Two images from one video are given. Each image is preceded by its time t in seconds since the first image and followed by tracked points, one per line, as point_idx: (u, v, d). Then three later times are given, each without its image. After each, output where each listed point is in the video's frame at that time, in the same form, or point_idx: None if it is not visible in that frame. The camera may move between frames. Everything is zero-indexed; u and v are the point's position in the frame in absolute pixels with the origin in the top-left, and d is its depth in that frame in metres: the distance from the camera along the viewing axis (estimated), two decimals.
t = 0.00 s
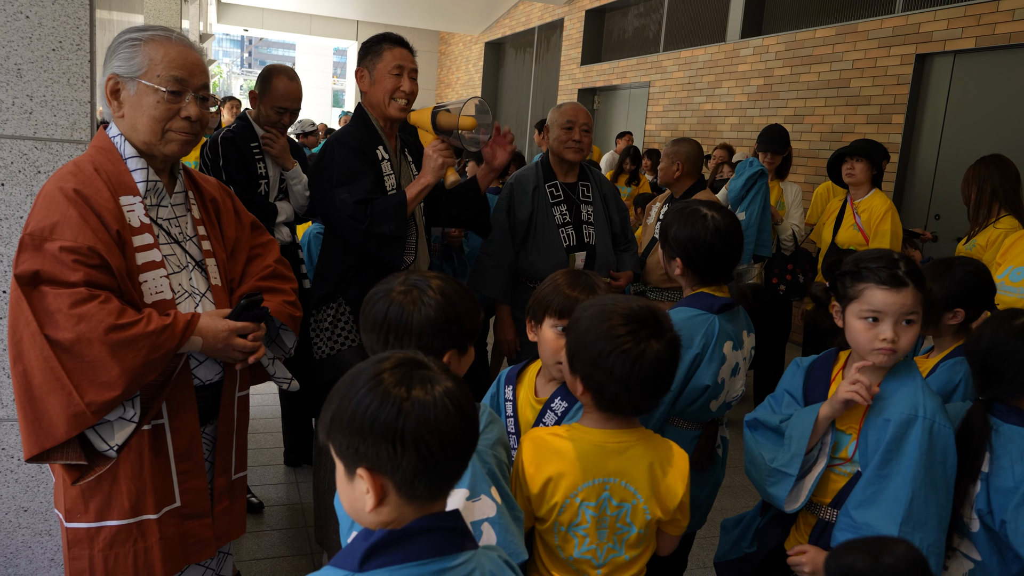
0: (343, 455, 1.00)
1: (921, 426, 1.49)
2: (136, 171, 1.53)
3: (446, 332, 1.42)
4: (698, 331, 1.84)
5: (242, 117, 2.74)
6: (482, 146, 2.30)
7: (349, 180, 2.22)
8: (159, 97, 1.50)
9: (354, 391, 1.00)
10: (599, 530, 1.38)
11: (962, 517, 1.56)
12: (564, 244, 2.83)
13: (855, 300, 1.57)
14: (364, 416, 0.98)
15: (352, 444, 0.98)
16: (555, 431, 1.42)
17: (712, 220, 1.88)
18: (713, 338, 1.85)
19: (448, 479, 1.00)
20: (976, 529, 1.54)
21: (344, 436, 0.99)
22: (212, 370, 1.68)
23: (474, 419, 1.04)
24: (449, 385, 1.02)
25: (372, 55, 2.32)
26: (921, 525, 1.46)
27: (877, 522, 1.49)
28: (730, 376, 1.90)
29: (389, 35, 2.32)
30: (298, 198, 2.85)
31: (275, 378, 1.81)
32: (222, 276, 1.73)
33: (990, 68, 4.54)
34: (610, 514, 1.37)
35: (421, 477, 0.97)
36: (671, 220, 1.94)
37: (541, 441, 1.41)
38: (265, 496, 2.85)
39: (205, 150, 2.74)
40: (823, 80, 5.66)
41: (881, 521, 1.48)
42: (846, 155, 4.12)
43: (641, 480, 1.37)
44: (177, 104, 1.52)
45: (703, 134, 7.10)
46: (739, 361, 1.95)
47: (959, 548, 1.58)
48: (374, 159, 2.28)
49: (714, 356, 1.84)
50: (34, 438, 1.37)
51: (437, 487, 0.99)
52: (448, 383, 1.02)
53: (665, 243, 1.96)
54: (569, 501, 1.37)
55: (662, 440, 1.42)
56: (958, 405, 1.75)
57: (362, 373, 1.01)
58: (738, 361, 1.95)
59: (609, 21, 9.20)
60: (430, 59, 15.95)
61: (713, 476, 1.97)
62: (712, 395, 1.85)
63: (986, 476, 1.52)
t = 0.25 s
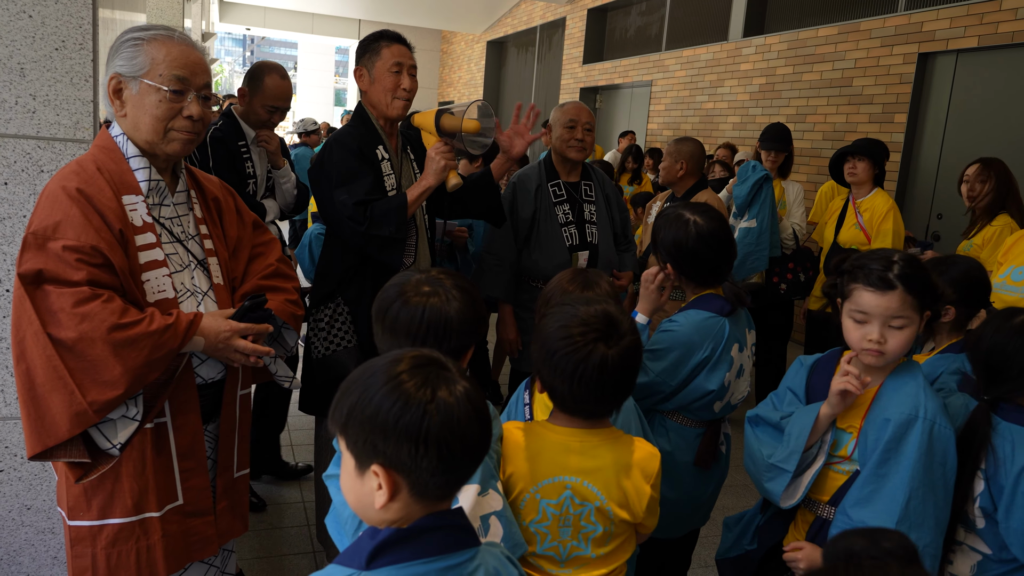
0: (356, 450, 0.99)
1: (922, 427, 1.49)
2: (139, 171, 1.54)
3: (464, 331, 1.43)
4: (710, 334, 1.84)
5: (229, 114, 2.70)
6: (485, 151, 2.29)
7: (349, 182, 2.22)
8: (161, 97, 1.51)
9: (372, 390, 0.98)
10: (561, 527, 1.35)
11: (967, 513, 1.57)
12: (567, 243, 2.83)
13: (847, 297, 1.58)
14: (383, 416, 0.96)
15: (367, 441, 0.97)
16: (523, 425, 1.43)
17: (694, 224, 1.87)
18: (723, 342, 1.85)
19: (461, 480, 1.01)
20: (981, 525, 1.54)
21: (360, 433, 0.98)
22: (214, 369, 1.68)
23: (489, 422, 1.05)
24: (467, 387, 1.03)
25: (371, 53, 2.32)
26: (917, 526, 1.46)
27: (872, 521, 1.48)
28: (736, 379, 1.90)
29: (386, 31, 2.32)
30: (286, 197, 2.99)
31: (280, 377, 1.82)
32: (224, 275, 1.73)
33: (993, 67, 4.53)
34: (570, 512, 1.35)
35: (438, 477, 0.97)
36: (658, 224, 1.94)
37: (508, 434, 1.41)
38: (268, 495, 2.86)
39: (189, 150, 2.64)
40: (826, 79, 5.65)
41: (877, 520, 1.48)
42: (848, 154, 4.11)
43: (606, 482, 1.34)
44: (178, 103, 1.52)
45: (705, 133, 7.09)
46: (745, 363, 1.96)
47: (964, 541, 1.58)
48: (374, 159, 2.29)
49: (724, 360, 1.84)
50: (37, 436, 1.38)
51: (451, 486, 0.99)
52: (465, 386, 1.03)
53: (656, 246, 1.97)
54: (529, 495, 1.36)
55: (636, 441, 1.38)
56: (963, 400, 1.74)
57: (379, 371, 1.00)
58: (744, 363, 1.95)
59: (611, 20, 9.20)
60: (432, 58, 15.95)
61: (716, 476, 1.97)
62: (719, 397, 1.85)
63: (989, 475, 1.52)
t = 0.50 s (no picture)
0: (365, 449, 0.99)
1: (917, 428, 1.48)
2: (139, 169, 1.54)
3: (469, 333, 1.43)
4: (711, 335, 1.84)
5: (221, 114, 2.72)
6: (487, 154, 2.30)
7: (349, 181, 2.22)
8: (161, 95, 1.51)
9: (382, 389, 0.98)
10: (539, 525, 1.36)
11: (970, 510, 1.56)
12: (569, 243, 2.83)
13: (844, 295, 1.57)
14: (393, 416, 0.96)
15: (377, 441, 0.97)
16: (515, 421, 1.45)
17: (694, 231, 1.87)
18: (724, 342, 1.85)
19: (469, 480, 1.01)
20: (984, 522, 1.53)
21: (370, 432, 0.97)
22: (215, 367, 1.68)
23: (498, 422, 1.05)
24: (477, 387, 1.03)
25: (374, 51, 2.32)
26: (908, 526, 1.46)
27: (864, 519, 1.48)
28: (739, 376, 1.90)
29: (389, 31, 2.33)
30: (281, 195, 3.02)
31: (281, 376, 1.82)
32: (225, 274, 1.74)
33: (995, 66, 4.52)
34: (549, 510, 1.35)
35: (448, 477, 0.97)
36: (655, 229, 1.94)
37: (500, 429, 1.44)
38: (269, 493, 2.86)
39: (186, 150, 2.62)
40: (827, 78, 5.64)
41: (868, 517, 1.48)
42: (850, 153, 4.10)
43: (586, 483, 1.33)
44: (179, 101, 1.53)
45: (707, 132, 7.08)
46: (747, 361, 1.96)
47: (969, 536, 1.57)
48: (376, 158, 2.29)
49: (726, 360, 1.84)
50: (38, 433, 1.38)
51: (459, 485, 0.99)
52: (474, 386, 1.03)
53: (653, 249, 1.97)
54: (511, 489, 1.38)
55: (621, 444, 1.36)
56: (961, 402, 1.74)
57: (388, 372, 0.99)
58: (745, 361, 1.95)
59: (613, 19, 9.20)
60: (433, 57, 15.95)
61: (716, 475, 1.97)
62: (722, 397, 1.86)
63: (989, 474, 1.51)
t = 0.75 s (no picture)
0: (369, 450, 0.98)
1: (908, 424, 1.48)
2: (139, 168, 1.54)
3: (471, 336, 1.43)
4: (714, 334, 1.84)
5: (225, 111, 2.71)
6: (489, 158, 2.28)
7: (351, 181, 2.23)
8: (161, 94, 1.51)
9: (387, 390, 0.98)
10: (531, 522, 1.36)
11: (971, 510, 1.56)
12: (570, 242, 2.83)
13: (835, 290, 1.59)
14: (396, 418, 0.96)
15: (381, 443, 0.97)
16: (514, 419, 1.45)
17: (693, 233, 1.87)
18: (726, 341, 1.85)
19: (472, 482, 1.00)
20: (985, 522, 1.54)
21: (375, 434, 0.97)
22: (216, 366, 1.68)
23: (503, 423, 1.05)
24: (481, 389, 1.03)
25: (388, 53, 2.31)
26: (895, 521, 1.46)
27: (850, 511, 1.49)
28: (740, 375, 1.90)
29: (407, 33, 2.30)
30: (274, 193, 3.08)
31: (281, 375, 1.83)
32: (226, 272, 1.74)
33: (997, 64, 4.51)
34: (542, 508, 1.35)
35: (452, 479, 0.97)
36: (654, 230, 1.94)
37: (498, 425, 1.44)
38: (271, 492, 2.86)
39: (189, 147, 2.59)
40: (829, 76, 5.63)
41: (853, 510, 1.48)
42: (851, 151, 4.09)
43: (580, 482, 1.33)
44: (179, 100, 1.53)
45: (708, 130, 7.08)
46: (747, 361, 1.96)
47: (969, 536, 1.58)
48: (380, 158, 2.28)
49: (729, 360, 1.84)
50: (39, 431, 1.38)
51: (462, 487, 0.99)
52: (479, 387, 1.03)
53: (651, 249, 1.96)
54: (507, 486, 1.38)
55: (616, 446, 1.36)
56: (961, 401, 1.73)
57: (393, 373, 0.99)
58: (746, 360, 1.95)
59: (614, 18, 9.19)
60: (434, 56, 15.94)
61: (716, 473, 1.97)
62: (724, 397, 1.85)
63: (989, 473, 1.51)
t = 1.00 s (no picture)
0: (374, 450, 0.99)
1: (909, 424, 1.48)
2: (142, 167, 1.55)
3: (468, 331, 1.44)
4: (706, 329, 1.85)
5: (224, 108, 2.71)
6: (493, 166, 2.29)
7: (357, 180, 2.23)
8: (164, 94, 1.51)
9: (392, 391, 0.98)
10: (545, 520, 1.36)
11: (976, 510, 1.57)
12: (572, 241, 2.83)
13: (833, 289, 1.59)
14: (401, 418, 0.96)
15: (387, 443, 0.97)
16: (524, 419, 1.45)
17: (703, 224, 1.87)
18: (719, 335, 1.85)
19: (477, 482, 1.01)
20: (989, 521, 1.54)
21: (381, 435, 0.98)
22: (218, 364, 1.69)
23: (507, 422, 1.05)
24: (485, 388, 1.03)
25: (400, 55, 2.29)
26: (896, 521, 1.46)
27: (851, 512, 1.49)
28: (735, 373, 1.90)
29: (419, 36, 2.29)
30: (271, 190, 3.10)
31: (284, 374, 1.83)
32: (228, 271, 1.75)
33: (998, 63, 4.51)
34: (556, 505, 1.35)
35: (456, 480, 0.97)
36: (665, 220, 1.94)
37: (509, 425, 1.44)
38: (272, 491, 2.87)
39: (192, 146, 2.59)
40: (830, 75, 5.63)
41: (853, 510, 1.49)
42: (852, 151, 4.09)
43: (594, 478, 1.34)
44: (181, 100, 1.53)
45: (709, 129, 7.08)
46: (744, 358, 1.95)
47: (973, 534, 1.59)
48: (388, 158, 2.29)
49: (722, 355, 1.84)
50: (43, 430, 1.39)
51: (467, 487, 0.99)
52: (483, 387, 1.03)
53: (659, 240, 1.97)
54: (520, 485, 1.38)
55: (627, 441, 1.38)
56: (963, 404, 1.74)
57: (398, 373, 1.00)
58: (742, 357, 1.95)
59: (615, 17, 9.18)
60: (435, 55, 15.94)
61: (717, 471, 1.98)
62: (719, 393, 1.85)
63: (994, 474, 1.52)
